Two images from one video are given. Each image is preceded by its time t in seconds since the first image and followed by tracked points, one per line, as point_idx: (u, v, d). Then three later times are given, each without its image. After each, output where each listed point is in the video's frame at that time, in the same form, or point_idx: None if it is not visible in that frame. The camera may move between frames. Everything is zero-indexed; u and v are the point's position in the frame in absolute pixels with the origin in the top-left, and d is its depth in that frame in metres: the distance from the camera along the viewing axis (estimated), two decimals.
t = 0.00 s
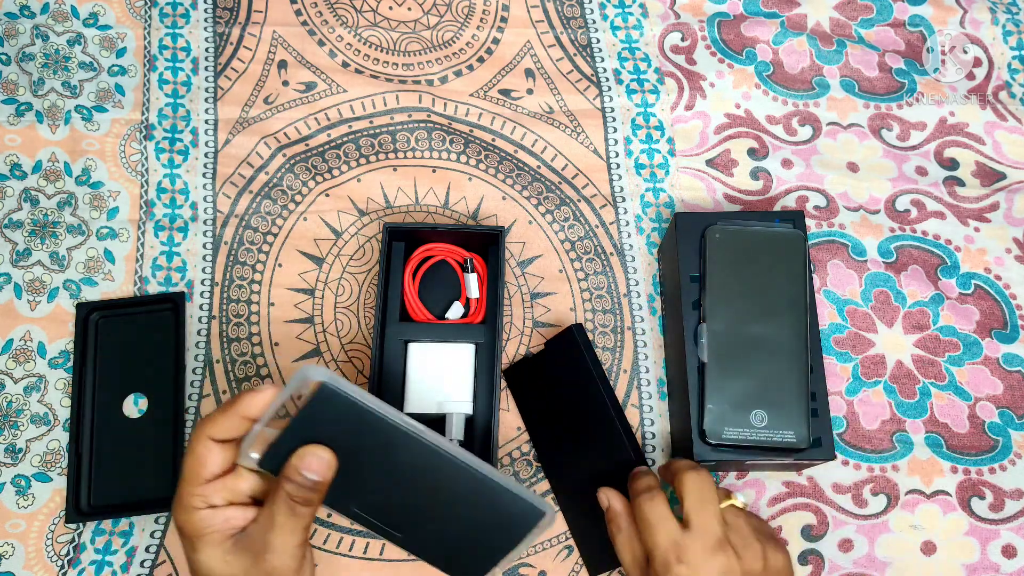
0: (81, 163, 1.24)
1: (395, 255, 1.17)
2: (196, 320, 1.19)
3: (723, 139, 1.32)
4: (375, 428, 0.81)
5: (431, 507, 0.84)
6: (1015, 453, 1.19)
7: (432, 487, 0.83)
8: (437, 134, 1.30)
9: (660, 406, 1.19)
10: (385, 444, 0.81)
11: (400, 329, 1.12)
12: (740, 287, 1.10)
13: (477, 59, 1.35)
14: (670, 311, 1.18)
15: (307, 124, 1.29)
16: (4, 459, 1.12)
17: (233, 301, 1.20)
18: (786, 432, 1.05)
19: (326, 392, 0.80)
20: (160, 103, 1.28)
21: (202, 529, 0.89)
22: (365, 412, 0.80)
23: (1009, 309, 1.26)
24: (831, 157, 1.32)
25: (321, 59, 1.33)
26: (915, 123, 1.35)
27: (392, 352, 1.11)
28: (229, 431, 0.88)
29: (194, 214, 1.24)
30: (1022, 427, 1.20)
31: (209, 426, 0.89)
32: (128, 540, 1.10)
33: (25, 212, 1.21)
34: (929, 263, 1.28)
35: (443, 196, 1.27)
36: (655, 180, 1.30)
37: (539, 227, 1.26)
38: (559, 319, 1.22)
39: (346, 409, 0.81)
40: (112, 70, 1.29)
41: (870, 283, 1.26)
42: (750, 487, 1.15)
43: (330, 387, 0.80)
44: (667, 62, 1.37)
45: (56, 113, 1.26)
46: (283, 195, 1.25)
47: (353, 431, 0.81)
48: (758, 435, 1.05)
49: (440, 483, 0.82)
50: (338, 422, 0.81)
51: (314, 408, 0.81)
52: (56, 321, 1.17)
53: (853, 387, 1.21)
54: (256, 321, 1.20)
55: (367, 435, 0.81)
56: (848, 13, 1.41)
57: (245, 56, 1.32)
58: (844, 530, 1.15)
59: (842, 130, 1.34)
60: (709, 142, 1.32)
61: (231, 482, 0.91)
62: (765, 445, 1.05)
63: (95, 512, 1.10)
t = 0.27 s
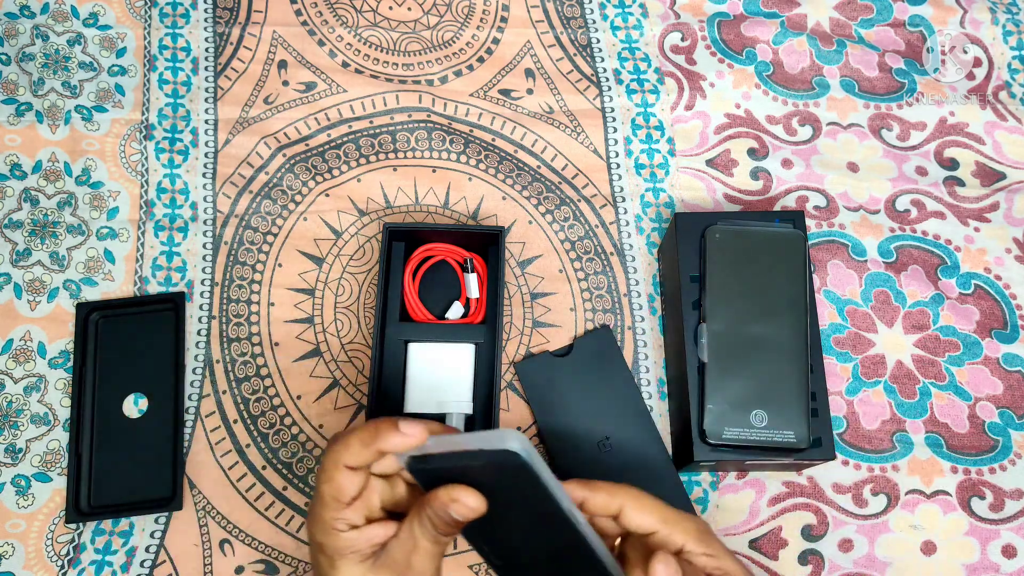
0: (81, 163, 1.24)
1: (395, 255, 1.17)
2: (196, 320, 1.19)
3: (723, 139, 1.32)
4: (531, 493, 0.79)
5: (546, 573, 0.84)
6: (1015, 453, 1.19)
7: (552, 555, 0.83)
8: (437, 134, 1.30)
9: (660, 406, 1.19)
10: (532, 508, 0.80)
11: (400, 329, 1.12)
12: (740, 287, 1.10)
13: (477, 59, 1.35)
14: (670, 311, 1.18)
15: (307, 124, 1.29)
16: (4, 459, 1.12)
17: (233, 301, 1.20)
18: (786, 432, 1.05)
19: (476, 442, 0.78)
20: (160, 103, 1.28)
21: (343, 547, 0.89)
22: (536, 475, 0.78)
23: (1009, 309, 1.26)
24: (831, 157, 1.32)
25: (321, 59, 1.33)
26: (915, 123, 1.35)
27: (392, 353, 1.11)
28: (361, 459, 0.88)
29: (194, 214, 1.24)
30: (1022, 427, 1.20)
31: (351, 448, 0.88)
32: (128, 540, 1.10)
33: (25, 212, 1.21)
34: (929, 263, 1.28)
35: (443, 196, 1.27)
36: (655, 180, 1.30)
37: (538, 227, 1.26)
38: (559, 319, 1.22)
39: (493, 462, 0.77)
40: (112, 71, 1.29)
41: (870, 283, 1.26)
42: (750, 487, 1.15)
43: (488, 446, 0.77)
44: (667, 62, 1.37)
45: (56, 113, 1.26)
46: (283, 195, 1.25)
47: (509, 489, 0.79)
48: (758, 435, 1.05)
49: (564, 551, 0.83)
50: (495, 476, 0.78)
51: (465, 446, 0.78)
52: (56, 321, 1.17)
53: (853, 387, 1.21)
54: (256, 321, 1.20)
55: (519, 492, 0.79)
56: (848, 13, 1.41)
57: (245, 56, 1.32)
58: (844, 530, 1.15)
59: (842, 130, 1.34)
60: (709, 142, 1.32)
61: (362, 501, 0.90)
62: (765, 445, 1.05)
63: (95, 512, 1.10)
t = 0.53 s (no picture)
0: (81, 163, 1.24)
1: (395, 255, 1.17)
2: (196, 320, 1.19)
3: (723, 139, 1.32)
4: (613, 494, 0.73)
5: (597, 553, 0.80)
6: (1015, 453, 1.19)
7: (606, 548, 0.79)
8: (437, 135, 1.30)
9: (660, 406, 1.18)
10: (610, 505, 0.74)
11: (400, 329, 1.12)
12: (740, 287, 1.10)
13: (477, 59, 1.35)
14: (670, 311, 1.18)
15: (307, 124, 1.29)
16: (4, 459, 1.12)
17: (233, 300, 1.20)
18: (786, 432, 1.05)
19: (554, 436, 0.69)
20: (160, 103, 1.28)
21: None
22: (623, 477, 0.71)
23: (1009, 309, 1.26)
24: (831, 157, 1.32)
25: (321, 59, 1.33)
26: (915, 123, 1.35)
27: (392, 353, 1.11)
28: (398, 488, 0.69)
29: (194, 214, 1.24)
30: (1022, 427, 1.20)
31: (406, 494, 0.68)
32: (128, 540, 1.10)
33: (25, 212, 1.21)
34: (929, 263, 1.28)
35: (443, 196, 1.27)
36: (655, 180, 1.30)
37: (538, 227, 1.26)
38: (559, 319, 1.22)
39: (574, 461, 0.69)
40: (112, 71, 1.29)
41: (870, 283, 1.26)
42: (750, 487, 1.15)
43: (571, 440, 0.69)
44: (667, 62, 1.37)
45: (56, 113, 1.26)
46: (283, 195, 1.25)
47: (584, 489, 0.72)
48: (758, 435, 1.05)
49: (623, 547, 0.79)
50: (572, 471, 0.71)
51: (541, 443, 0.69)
52: (56, 321, 1.17)
53: (853, 387, 1.21)
54: (256, 321, 1.20)
55: (593, 493, 0.72)
56: (848, 13, 1.41)
57: (245, 56, 1.32)
58: (844, 530, 1.15)
59: (842, 130, 1.34)
60: (709, 142, 1.32)
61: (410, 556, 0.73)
62: (764, 445, 1.05)
63: (95, 512, 1.10)
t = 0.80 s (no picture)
0: (81, 163, 1.24)
1: (395, 255, 1.17)
2: (196, 320, 1.19)
3: (723, 139, 1.32)
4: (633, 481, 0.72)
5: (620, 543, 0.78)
6: (1015, 453, 1.19)
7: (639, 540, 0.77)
8: (437, 134, 1.30)
9: (660, 406, 1.18)
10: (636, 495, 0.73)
11: (400, 329, 1.12)
12: (740, 287, 1.10)
13: (477, 59, 1.35)
14: (670, 311, 1.18)
15: (307, 124, 1.29)
16: (4, 459, 1.12)
17: (233, 300, 1.20)
18: (786, 432, 1.05)
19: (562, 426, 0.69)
20: (160, 103, 1.28)
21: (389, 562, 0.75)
22: (641, 467, 0.70)
23: (1009, 309, 1.26)
24: (831, 157, 1.32)
25: (321, 59, 1.33)
26: (915, 123, 1.35)
27: (392, 353, 1.11)
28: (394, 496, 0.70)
29: (194, 214, 1.24)
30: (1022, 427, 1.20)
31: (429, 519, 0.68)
32: (128, 540, 1.10)
33: (25, 212, 1.21)
34: (929, 263, 1.27)
35: (443, 196, 1.27)
36: (655, 180, 1.30)
37: (538, 227, 1.26)
38: (559, 319, 1.22)
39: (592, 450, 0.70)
40: (112, 71, 1.29)
41: (870, 283, 1.26)
42: (750, 487, 1.15)
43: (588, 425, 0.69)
44: (667, 62, 1.37)
45: (56, 113, 1.26)
46: (283, 195, 1.25)
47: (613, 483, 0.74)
48: (758, 435, 1.05)
49: (649, 545, 0.79)
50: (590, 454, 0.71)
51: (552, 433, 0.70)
52: (56, 321, 1.17)
53: (853, 387, 1.21)
54: (256, 321, 1.20)
55: (622, 486, 0.73)
56: (848, 13, 1.41)
57: (245, 56, 1.32)
58: (844, 530, 1.15)
59: (842, 130, 1.34)
60: (709, 142, 1.32)
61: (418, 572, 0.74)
62: (764, 445, 1.05)
63: (95, 512, 1.10)
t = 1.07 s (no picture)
0: (81, 163, 1.24)
1: (395, 255, 1.17)
2: (196, 320, 1.19)
3: (723, 139, 1.32)
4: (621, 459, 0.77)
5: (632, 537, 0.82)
6: (1015, 453, 1.19)
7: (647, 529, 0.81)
8: (437, 134, 1.30)
9: (660, 406, 1.18)
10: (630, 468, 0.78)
11: (400, 329, 1.12)
12: (740, 287, 1.10)
13: (477, 59, 1.35)
14: (670, 311, 1.18)
15: (307, 124, 1.29)
16: (4, 459, 1.12)
17: (233, 300, 1.20)
18: (786, 432, 1.05)
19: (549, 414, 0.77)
20: (160, 103, 1.28)
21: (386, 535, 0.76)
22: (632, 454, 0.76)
23: (1009, 309, 1.26)
24: (831, 157, 1.32)
25: (321, 59, 1.33)
26: (915, 123, 1.35)
27: (392, 353, 1.11)
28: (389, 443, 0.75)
29: (194, 214, 1.24)
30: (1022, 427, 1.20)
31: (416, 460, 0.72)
32: (128, 540, 1.10)
33: (25, 212, 1.21)
34: (929, 263, 1.28)
35: (443, 196, 1.27)
36: (655, 180, 1.30)
37: (539, 227, 1.26)
38: (559, 319, 1.22)
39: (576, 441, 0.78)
40: (112, 71, 1.29)
41: (870, 283, 1.26)
42: (750, 487, 1.15)
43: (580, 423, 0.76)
44: (667, 62, 1.37)
45: (56, 113, 1.26)
46: (283, 195, 1.25)
47: (599, 474, 0.79)
48: (758, 435, 1.05)
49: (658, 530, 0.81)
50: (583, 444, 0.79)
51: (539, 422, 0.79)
52: (56, 321, 1.17)
53: (853, 387, 1.21)
54: (256, 321, 1.20)
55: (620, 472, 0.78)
56: (848, 13, 1.41)
57: (245, 56, 1.32)
58: (844, 530, 1.15)
59: (842, 130, 1.34)
60: (709, 142, 1.32)
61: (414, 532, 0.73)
62: (764, 445, 1.05)
63: (95, 512, 1.10)
